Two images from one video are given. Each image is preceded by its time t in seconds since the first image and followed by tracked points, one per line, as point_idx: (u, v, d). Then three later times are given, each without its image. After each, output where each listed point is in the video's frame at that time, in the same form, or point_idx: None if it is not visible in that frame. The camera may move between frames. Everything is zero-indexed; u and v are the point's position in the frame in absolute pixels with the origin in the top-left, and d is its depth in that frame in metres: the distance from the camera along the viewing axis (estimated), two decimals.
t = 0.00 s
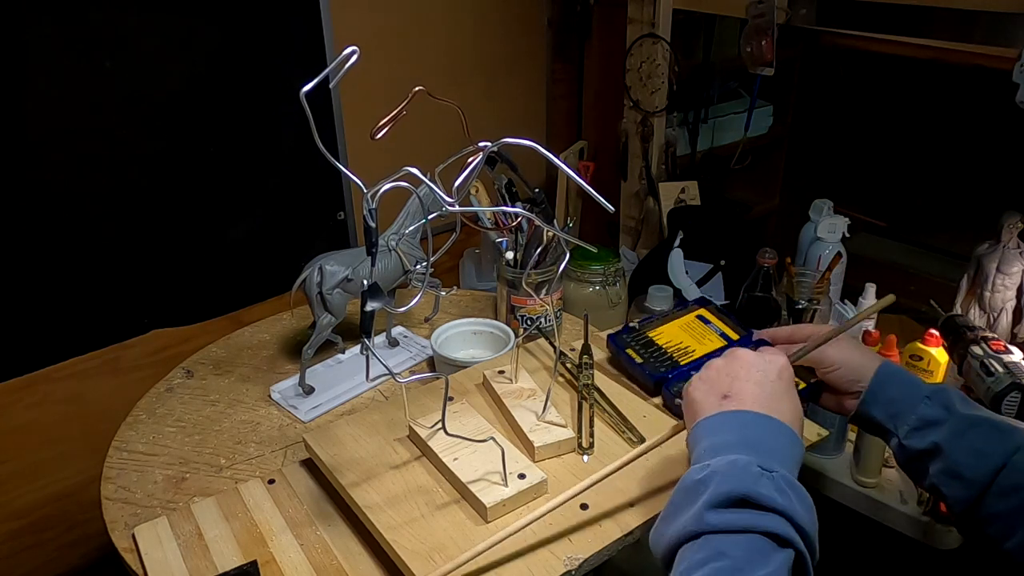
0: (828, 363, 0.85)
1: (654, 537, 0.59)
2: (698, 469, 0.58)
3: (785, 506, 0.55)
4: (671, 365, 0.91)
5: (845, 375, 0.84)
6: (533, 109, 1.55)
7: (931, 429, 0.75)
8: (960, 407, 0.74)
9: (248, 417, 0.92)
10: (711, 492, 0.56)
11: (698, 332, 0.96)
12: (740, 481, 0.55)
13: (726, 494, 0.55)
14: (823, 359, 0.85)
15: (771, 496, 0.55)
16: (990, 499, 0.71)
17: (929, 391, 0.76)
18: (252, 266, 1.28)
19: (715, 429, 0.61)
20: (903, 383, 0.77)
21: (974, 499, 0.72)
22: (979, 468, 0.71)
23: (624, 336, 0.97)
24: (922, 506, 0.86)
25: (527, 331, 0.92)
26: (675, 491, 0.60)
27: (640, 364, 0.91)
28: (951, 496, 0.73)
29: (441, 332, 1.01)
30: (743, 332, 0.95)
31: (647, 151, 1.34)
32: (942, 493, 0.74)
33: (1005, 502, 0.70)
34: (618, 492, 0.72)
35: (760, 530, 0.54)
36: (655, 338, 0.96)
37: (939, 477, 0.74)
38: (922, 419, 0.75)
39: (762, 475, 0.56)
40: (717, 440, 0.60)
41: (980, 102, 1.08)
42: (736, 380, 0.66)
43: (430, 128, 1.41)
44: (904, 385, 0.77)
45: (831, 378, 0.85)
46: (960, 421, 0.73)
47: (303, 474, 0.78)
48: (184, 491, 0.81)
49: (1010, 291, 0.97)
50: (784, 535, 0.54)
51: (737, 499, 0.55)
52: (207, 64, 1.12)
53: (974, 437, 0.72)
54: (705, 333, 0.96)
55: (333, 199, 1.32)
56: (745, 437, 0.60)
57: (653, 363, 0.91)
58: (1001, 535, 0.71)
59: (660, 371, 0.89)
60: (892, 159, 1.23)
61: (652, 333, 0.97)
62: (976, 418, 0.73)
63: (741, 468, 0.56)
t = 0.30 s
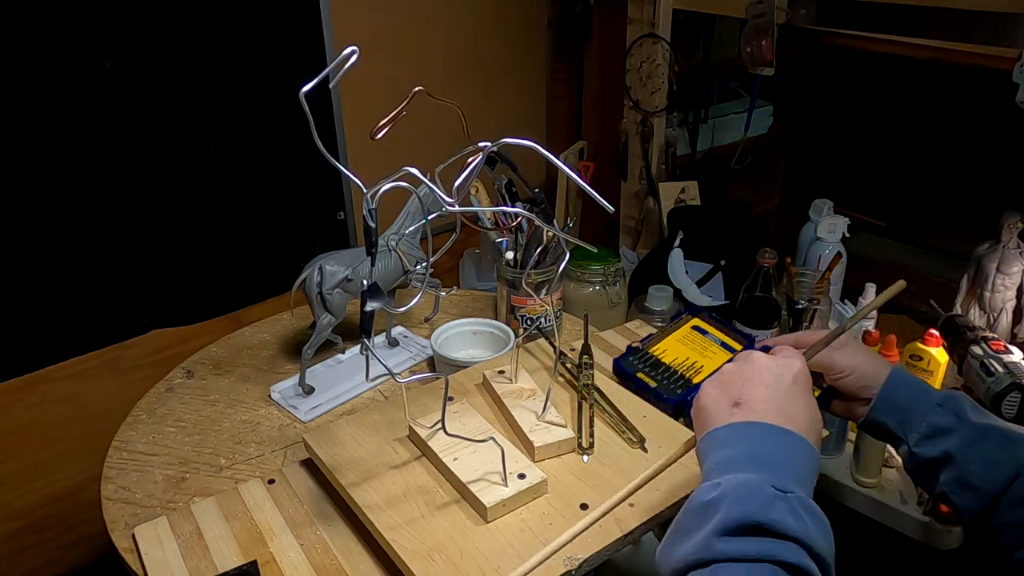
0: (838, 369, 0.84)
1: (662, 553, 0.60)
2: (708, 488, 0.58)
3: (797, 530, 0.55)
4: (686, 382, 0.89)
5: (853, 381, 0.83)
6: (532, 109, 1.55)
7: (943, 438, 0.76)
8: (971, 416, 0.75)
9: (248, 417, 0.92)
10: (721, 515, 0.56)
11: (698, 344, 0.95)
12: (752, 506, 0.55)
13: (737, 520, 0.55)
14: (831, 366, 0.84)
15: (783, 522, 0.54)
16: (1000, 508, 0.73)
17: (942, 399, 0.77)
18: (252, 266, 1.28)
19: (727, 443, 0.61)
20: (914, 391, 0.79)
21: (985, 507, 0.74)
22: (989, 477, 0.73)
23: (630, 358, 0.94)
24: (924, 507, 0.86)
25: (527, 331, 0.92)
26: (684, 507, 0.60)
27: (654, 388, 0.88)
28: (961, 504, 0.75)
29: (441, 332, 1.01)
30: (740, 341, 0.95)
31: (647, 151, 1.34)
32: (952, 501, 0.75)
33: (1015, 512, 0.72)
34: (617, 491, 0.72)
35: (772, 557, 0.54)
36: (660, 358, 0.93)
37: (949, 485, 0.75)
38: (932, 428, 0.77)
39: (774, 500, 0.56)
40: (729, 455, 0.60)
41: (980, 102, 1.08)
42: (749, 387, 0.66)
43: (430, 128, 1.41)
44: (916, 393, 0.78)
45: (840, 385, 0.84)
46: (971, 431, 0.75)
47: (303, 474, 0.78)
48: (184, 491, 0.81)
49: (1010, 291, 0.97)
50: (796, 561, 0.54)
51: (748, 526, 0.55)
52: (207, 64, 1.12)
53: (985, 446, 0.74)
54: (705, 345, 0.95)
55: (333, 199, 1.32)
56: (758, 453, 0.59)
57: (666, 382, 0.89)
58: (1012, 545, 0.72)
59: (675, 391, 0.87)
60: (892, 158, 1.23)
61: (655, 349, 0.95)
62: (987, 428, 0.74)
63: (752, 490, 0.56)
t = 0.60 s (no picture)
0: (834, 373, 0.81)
1: (697, 555, 0.59)
2: (746, 490, 0.58)
3: (833, 536, 0.54)
4: (687, 401, 0.87)
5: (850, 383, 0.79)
6: (532, 109, 1.55)
7: (940, 443, 0.75)
8: (968, 421, 0.74)
9: (248, 417, 0.92)
10: (756, 517, 0.55)
11: (693, 365, 0.93)
12: (787, 510, 0.54)
13: (770, 523, 0.54)
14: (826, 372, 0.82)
15: (818, 527, 0.53)
16: (997, 513, 0.73)
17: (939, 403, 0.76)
18: (252, 267, 1.28)
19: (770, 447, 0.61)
20: (912, 395, 0.76)
21: (981, 513, 0.74)
22: (986, 483, 0.73)
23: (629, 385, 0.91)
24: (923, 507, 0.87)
25: (527, 331, 0.92)
26: (721, 508, 0.59)
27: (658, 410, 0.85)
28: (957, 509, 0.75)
29: (441, 332, 1.01)
30: (733, 359, 0.94)
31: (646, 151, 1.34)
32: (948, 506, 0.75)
33: (1011, 518, 0.72)
34: (617, 491, 0.71)
35: (803, 562, 0.53)
36: (660, 381, 0.91)
37: (946, 489, 0.75)
38: (928, 433, 0.75)
39: (810, 504, 0.55)
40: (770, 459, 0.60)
41: (980, 102, 1.08)
42: (800, 396, 0.65)
43: (430, 128, 1.41)
44: (914, 398, 0.76)
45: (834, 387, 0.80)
46: (969, 436, 0.74)
47: (303, 474, 0.78)
48: (184, 491, 0.81)
49: (1010, 291, 0.97)
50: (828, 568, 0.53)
51: (782, 529, 0.54)
52: (207, 64, 1.12)
53: (981, 452, 0.73)
54: (700, 366, 0.93)
55: (333, 199, 1.32)
56: (798, 459, 0.59)
57: (668, 404, 0.87)
58: (1008, 550, 0.72)
59: (677, 412, 0.85)
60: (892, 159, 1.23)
61: (653, 375, 0.92)
62: (983, 433, 0.73)
63: (788, 493, 0.55)
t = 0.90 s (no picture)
0: (838, 372, 0.86)
1: (818, 553, 0.56)
2: (883, 502, 0.55)
3: None
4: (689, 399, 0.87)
5: (856, 383, 0.85)
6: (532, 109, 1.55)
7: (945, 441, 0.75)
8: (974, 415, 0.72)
9: (248, 417, 0.92)
10: (889, 531, 0.52)
11: (695, 364, 0.93)
12: (926, 534, 0.51)
13: (902, 540, 0.51)
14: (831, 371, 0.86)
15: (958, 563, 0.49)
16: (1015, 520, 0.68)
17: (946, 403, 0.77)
18: (252, 266, 1.28)
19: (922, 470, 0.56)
20: (920, 394, 0.79)
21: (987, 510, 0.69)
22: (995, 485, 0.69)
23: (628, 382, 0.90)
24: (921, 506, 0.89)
25: (527, 331, 0.92)
26: (856, 515, 0.56)
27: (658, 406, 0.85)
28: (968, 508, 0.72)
29: (441, 332, 1.01)
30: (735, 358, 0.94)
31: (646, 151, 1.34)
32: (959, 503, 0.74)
33: None
34: (617, 491, 0.71)
35: None
36: (659, 380, 0.90)
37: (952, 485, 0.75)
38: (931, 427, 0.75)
39: (954, 535, 0.51)
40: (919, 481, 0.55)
41: (980, 102, 1.08)
42: (968, 420, 0.60)
43: (430, 128, 1.41)
44: (921, 397, 0.79)
45: (841, 389, 0.86)
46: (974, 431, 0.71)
47: (303, 474, 0.78)
48: (184, 491, 0.81)
49: (1010, 291, 0.97)
50: None
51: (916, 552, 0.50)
52: (206, 63, 1.12)
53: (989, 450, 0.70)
54: (701, 364, 0.93)
55: (333, 199, 1.32)
56: (954, 486, 0.54)
57: (669, 401, 0.86)
58: None
59: (677, 409, 0.85)
60: (891, 159, 1.23)
61: (652, 374, 0.91)
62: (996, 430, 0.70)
63: (931, 518, 0.51)
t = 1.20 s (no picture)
0: (854, 377, 0.84)
1: None
2: (886, 573, 0.57)
3: None
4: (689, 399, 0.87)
5: (874, 386, 0.83)
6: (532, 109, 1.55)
7: (968, 446, 0.77)
8: (1000, 424, 0.75)
9: (248, 417, 0.92)
10: None
11: (695, 364, 0.93)
12: None
13: None
14: (849, 376, 0.85)
15: None
16: None
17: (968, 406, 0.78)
18: (252, 266, 1.28)
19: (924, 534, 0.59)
20: (941, 395, 0.79)
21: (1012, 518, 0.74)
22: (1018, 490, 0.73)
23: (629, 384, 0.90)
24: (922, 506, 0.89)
25: (527, 330, 0.92)
26: None
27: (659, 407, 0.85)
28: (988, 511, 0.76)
29: (442, 332, 1.01)
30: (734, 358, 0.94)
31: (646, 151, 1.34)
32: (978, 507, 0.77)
33: None
34: (617, 491, 0.71)
35: None
36: (660, 380, 0.90)
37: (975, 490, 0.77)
38: (959, 433, 0.77)
39: None
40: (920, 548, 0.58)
41: (980, 102, 1.08)
42: (959, 480, 0.61)
43: (430, 128, 1.41)
44: (943, 398, 0.79)
45: (859, 394, 0.85)
46: (1001, 440, 0.75)
47: (303, 474, 0.78)
48: (184, 491, 0.81)
49: (1010, 292, 0.97)
50: None
51: None
52: (206, 63, 1.12)
53: (1013, 458, 0.74)
54: (701, 364, 0.93)
55: (333, 199, 1.32)
56: (955, 553, 0.56)
57: (670, 401, 0.86)
58: None
59: (678, 408, 0.85)
60: (891, 159, 1.23)
61: (653, 375, 0.91)
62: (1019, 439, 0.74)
63: None
